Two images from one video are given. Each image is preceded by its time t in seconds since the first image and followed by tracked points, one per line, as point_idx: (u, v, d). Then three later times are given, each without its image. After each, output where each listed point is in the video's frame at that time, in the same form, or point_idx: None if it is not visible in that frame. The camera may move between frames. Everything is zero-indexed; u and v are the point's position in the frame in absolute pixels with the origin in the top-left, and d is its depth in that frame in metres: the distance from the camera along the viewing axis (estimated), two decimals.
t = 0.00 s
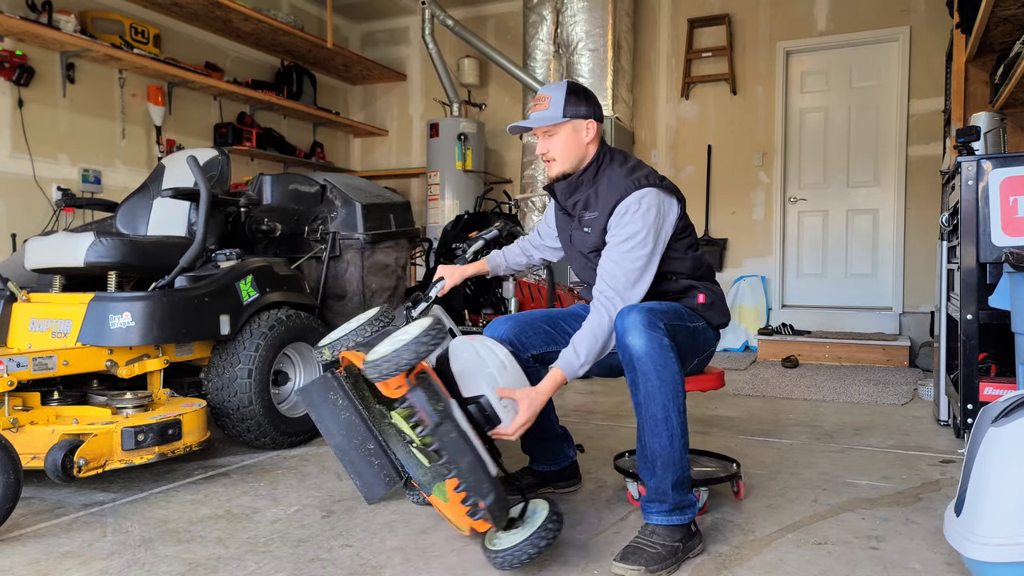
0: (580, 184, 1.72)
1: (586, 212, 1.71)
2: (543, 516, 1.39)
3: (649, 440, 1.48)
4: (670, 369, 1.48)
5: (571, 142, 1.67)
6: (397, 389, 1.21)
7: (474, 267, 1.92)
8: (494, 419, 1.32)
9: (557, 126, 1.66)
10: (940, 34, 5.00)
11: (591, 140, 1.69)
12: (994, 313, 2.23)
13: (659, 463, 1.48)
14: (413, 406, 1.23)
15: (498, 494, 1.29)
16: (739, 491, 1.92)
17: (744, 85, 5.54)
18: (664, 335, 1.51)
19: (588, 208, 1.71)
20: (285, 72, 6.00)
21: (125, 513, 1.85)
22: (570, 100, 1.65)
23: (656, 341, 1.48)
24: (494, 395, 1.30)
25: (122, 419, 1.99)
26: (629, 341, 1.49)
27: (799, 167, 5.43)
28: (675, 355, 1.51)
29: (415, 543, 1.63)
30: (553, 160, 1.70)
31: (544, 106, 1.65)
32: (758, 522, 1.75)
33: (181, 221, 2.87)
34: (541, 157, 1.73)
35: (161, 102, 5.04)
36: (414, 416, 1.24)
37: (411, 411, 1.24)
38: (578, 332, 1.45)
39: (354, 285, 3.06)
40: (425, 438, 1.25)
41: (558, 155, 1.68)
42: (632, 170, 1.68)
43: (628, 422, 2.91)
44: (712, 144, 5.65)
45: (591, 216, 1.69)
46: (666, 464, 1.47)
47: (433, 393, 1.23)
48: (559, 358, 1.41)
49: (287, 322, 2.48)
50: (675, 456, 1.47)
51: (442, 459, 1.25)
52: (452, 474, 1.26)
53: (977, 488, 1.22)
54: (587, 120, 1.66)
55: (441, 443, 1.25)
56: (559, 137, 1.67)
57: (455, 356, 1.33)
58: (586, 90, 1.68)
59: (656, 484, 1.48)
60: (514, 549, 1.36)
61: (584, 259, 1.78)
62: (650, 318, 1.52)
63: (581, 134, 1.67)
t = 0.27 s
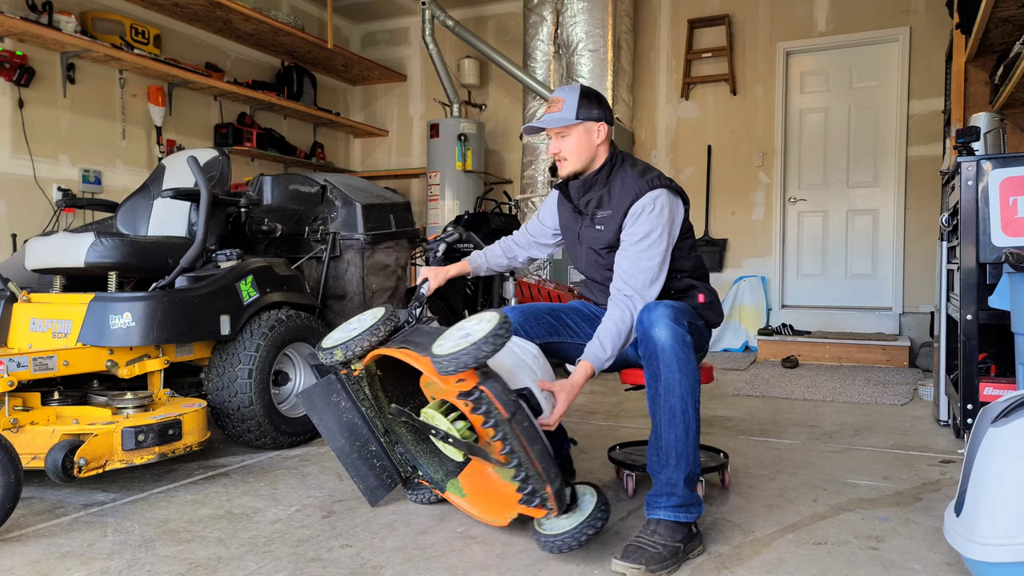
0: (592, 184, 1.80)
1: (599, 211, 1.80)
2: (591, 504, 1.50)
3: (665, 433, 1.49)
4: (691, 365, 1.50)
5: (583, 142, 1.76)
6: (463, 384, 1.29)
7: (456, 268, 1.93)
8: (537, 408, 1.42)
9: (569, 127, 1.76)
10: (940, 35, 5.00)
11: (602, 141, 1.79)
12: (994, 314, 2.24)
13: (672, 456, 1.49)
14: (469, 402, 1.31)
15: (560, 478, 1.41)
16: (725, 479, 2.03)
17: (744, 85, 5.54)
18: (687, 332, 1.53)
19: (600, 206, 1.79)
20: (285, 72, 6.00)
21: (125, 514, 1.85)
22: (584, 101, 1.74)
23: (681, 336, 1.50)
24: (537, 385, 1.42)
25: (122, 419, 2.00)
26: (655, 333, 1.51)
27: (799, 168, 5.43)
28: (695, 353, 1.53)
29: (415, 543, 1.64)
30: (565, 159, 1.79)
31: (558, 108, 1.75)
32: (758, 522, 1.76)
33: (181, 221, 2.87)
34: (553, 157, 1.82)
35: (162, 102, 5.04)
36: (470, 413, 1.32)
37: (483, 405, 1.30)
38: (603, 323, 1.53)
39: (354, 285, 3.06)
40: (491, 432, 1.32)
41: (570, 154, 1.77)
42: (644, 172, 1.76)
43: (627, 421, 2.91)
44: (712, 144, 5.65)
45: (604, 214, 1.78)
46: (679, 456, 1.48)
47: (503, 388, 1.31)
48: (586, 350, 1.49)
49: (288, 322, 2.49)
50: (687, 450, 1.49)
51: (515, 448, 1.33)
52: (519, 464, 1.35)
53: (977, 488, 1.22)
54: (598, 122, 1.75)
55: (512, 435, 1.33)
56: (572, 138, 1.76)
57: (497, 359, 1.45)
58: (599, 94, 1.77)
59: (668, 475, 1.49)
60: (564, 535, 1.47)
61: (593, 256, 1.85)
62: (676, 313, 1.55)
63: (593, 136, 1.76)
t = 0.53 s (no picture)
0: (601, 185, 1.88)
1: (607, 212, 1.88)
2: (627, 504, 1.60)
3: (679, 432, 1.52)
4: (707, 368, 1.56)
5: (593, 144, 1.83)
6: (524, 380, 1.41)
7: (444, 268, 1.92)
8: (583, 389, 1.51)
9: (580, 129, 1.82)
10: (940, 34, 4.99)
11: (609, 144, 1.87)
12: (994, 313, 2.23)
13: (687, 454, 1.52)
14: (510, 400, 1.47)
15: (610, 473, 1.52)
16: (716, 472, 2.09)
17: (744, 85, 5.54)
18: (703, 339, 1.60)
19: (608, 208, 1.88)
20: (285, 72, 5.99)
21: (125, 513, 1.85)
22: (594, 105, 1.80)
23: (699, 340, 1.57)
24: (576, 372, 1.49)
25: (121, 419, 1.99)
26: (674, 336, 1.57)
27: (799, 167, 5.43)
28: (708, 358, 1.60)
29: (414, 544, 1.63)
30: (575, 161, 1.86)
31: (569, 111, 1.81)
32: (759, 522, 1.75)
33: (181, 221, 2.87)
34: (561, 158, 1.89)
35: (162, 102, 5.04)
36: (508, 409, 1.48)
37: (546, 399, 1.41)
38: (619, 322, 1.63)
39: (354, 285, 3.06)
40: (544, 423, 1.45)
41: (579, 155, 1.84)
42: (649, 175, 1.87)
43: (627, 421, 2.91)
44: (712, 144, 5.65)
45: (612, 215, 1.87)
46: (693, 455, 1.52)
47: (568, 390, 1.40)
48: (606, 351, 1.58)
49: (287, 322, 2.48)
50: (700, 450, 1.53)
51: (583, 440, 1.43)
52: (570, 455, 1.49)
53: (977, 488, 1.22)
54: (607, 126, 1.83)
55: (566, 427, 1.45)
56: (582, 140, 1.83)
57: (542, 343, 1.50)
58: (607, 100, 1.85)
59: (681, 473, 1.52)
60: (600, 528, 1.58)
61: (598, 255, 1.94)
62: (694, 321, 1.63)
63: (601, 139, 1.84)
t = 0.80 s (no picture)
0: (606, 187, 1.89)
1: (612, 214, 1.89)
2: (644, 505, 1.63)
3: (698, 434, 1.56)
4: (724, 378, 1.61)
5: (603, 146, 1.85)
6: (567, 377, 1.47)
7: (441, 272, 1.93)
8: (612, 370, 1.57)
9: (591, 130, 1.83)
10: (940, 34, 4.99)
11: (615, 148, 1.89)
12: (994, 313, 2.23)
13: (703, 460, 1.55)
14: (538, 399, 1.63)
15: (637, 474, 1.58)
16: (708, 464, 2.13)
17: (744, 85, 5.54)
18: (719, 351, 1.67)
19: (613, 210, 1.88)
20: (285, 72, 5.99)
21: (125, 513, 1.85)
22: (603, 109, 1.84)
23: (717, 351, 1.63)
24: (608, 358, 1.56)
25: (121, 419, 1.99)
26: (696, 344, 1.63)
27: (799, 167, 5.43)
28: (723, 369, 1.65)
29: (414, 544, 1.63)
30: (585, 162, 1.86)
31: (579, 112, 1.82)
32: (759, 522, 1.75)
33: (181, 221, 2.87)
34: (569, 160, 1.89)
35: (162, 102, 5.03)
36: (533, 408, 1.64)
37: (588, 395, 1.49)
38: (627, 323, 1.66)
39: (354, 285, 3.06)
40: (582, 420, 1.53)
41: (590, 155, 1.85)
42: (652, 178, 1.90)
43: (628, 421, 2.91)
44: (712, 144, 5.65)
45: (618, 217, 1.87)
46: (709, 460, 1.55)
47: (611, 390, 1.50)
48: (617, 354, 1.61)
49: (288, 322, 2.48)
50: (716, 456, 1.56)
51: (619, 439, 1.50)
52: (603, 450, 1.55)
53: (977, 488, 1.22)
54: (614, 128, 1.86)
55: (604, 425, 1.53)
56: (593, 141, 1.84)
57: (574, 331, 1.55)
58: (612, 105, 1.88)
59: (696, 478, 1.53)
60: (620, 525, 1.61)
61: (602, 257, 1.94)
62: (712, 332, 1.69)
63: (610, 141, 1.86)
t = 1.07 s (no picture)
0: (606, 190, 1.89)
1: (612, 217, 1.90)
2: (648, 509, 1.65)
3: (699, 434, 1.55)
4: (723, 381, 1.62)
5: (607, 149, 1.85)
6: (584, 371, 1.51)
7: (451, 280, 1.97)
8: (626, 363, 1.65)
9: (595, 134, 1.84)
10: (940, 34, 4.99)
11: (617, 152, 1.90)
12: (994, 313, 2.23)
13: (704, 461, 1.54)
14: (551, 397, 1.64)
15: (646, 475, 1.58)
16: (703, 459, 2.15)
17: (744, 85, 5.54)
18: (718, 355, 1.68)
19: (613, 212, 1.89)
20: (285, 72, 5.99)
21: (125, 514, 1.85)
22: (606, 113, 1.84)
23: (717, 354, 1.65)
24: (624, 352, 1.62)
25: (121, 419, 1.99)
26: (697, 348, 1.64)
27: (799, 167, 5.43)
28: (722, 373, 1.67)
29: (414, 544, 1.63)
30: (589, 165, 1.85)
31: (584, 116, 1.82)
32: (759, 522, 1.75)
33: (181, 221, 2.87)
34: (572, 165, 1.88)
35: (162, 102, 5.03)
36: (547, 406, 1.64)
37: (605, 389, 1.51)
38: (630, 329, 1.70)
39: (354, 285, 3.06)
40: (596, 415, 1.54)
41: (594, 159, 1.84)
42: (652, 181, 1.90)
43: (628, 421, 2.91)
44: (712, 144, 5.65)
45: (618, 220, 1.88)
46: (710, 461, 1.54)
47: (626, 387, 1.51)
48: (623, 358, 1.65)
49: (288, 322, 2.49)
50: (717, 457, 1.55)
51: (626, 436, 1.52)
52: (614, 447, 1.54)
53: (977, 488, 1.22)
54: (616, 132, 1.88)
55: (617, 423, 1.54)
56: (598, 145, 1.84)
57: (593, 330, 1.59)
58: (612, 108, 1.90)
59: (699, 479, 1.52)
60: (623, 524, 1.61)
61: (601, 259, 1.94)
62: (711, 336, 1.71)
63: (613, 144, 1.87)
